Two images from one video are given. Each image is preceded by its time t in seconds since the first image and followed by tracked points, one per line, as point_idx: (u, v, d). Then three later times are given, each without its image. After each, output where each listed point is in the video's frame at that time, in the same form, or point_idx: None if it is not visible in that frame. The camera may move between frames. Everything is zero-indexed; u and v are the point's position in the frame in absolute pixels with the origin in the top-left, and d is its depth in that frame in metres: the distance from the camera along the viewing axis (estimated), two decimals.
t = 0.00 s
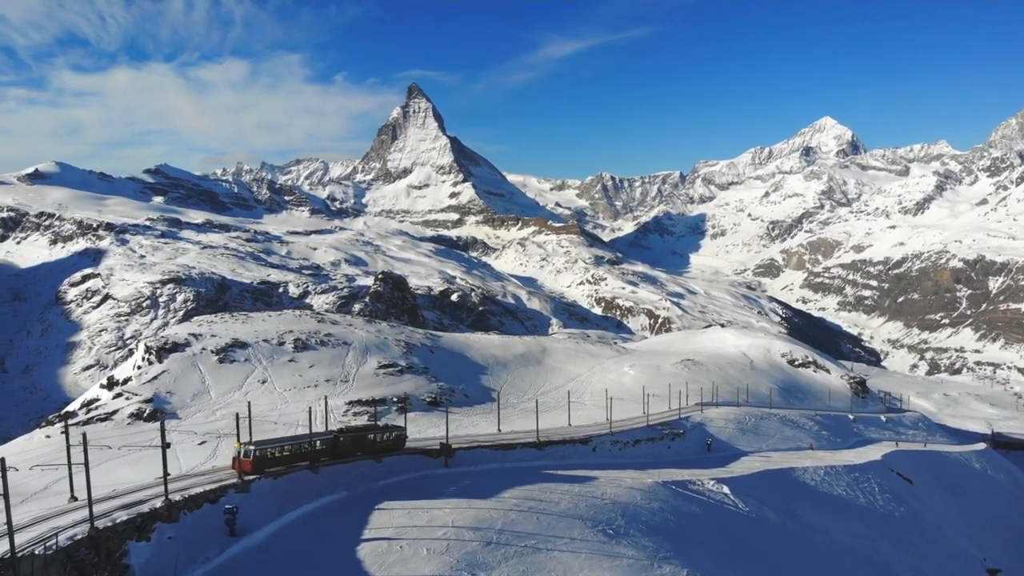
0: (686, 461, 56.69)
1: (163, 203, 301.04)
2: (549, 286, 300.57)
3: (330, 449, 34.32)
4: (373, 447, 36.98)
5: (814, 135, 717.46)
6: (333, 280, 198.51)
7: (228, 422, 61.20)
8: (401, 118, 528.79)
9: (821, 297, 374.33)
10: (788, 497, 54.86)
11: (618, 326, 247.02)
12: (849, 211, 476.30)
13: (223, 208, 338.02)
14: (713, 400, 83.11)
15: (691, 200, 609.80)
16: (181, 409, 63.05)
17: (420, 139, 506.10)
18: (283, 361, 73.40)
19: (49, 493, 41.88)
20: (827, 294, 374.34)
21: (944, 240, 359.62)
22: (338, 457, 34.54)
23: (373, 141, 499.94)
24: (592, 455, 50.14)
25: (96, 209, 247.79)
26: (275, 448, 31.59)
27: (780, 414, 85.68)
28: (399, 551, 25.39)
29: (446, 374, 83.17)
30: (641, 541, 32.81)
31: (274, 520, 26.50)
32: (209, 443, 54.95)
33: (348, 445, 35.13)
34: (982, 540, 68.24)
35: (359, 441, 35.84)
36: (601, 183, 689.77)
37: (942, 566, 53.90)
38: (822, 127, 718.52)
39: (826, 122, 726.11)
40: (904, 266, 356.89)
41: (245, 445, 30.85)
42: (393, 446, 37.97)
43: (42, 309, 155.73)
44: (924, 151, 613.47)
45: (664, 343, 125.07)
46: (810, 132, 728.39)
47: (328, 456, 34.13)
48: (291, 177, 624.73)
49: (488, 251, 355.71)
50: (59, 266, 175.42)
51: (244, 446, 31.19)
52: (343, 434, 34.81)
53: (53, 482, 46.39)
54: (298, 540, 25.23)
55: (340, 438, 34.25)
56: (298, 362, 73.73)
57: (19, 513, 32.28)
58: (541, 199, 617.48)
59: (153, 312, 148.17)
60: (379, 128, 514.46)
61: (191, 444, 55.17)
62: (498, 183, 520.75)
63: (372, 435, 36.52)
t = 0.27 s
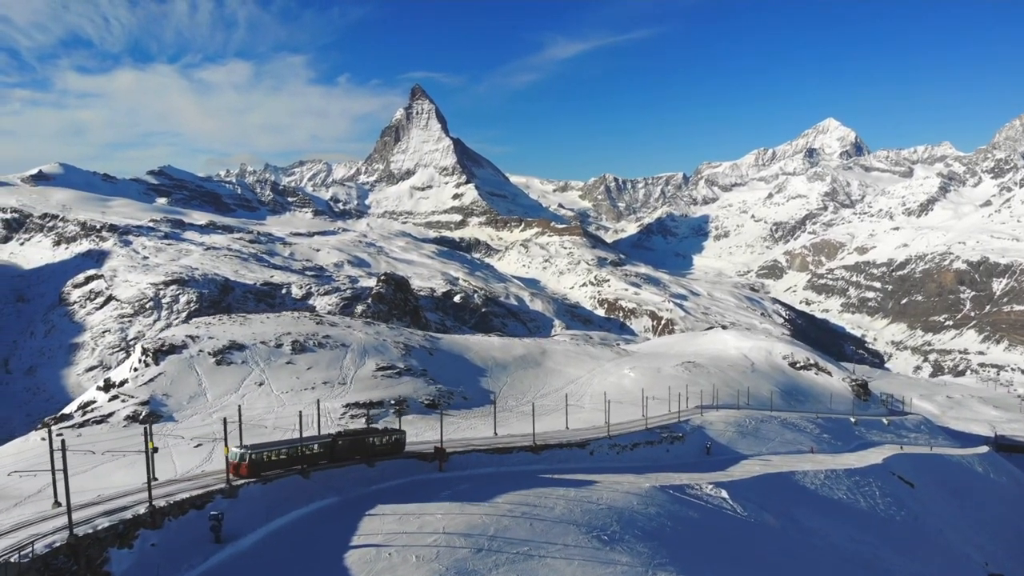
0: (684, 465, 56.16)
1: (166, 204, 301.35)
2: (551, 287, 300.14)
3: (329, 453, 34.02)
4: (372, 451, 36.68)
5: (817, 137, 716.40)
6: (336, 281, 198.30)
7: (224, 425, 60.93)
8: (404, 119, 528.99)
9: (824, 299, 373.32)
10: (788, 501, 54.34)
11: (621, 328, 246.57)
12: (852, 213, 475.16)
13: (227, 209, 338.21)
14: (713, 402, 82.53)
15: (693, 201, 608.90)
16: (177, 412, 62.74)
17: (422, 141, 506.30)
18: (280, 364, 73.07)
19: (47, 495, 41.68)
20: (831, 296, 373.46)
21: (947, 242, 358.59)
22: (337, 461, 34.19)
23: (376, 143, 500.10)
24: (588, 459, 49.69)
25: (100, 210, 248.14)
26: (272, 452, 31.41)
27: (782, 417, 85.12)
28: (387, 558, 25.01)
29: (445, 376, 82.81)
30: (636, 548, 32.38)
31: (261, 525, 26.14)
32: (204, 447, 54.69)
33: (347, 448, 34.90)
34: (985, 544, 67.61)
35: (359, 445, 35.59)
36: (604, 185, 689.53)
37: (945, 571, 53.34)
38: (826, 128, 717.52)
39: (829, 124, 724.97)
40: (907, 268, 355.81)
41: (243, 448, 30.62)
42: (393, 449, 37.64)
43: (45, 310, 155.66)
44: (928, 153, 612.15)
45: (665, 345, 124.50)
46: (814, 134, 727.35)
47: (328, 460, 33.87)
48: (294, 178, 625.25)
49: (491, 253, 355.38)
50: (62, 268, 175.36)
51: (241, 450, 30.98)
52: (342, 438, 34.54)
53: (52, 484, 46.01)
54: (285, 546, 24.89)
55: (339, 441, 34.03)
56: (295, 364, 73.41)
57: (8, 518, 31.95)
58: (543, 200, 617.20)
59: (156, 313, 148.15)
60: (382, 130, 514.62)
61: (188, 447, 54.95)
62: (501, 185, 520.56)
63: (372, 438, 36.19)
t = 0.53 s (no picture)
0: (681, 469, 55.72)
1: (168, 205, 301.26)
2: (553, 289, 299.70)
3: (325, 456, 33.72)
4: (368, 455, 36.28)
5: (819, 139, 715.68)
6: (337, 282, 198.11)
7: (219, 428, 60.65)
8: (407, 121, 529.04)
9: (826, 301, 372.47)
10: (785, 506, 53.91)
11: (622, 330, 246.17)
12: (855, 215, 474.27)
13: (228, 211, 338.09)
14: (711, 405, 82.05)
15: (695, 203, 608.27)
16: (171, 415, 62.44)
17: (424, 143, 506.25)
18: (276, 366, 72.74)
19: (41, 496, 41.37)
20: (833, 298, 372.59)
21: (950, 244, 357.78)
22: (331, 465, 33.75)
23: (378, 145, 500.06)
24: (584, 463, 49.23)
25: (102, 211, 248.06)
26: (267, 454, 31.23)
27: (781, 420, 84.64)
28: (373, 567, 24.67)
29: (442, 379, 82.40)
30: (628, 554, 31.99)
31: (246, 532, 25.82)
32: (198, 450, 54.45)
33: (344, 451, 34.62)
34: (985, 548, 67.10)
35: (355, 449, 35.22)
36: (606, 186, 689.21)
37: None
38: (828, 130, 716.86)
39: (831, 126, 724.29)
40: (910, 269, 354.96)
41: (236, 451, 30.40)
42: (388, 454, 37.24)
43: (47, 312, 155.44)
44: (930, 155, 611.31)
45: (664, 347, 123.94)
46: (816, 136, 726.75)
47: (323, 463, 33.57)
48: (296, 180, 625.40)
49: (493, 254, 354.99)
50: (64, 269, 175.13)
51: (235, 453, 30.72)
52: (340, 440, 34.28)
53: (51, 487, 45.49)
54: (269, 553, 24.57)
55: (336, 444, 33.77)
56: (291, 366, 73.09)
57: None
58: (545, 202, 616.95)
59: (157, 315, 147.93)
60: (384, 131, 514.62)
61: (182, 450, 54.71)
62: (503, 186, 520.34)
63: (369, 442, 35.82)
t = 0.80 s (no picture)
0: (678, 471, 55.37)
1: (171, 206, 301.34)
2: (555, 290, 299.35)
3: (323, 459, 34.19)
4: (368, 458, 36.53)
5: (822, 140, 714.87)
6: (339, 283, 197.93)
7: (215, 430, 60.43)
8: (409, 122, 529.08)
9: (828, 302, 371.77)
10: (784, 510, 53.51)
11: (624, 331, 245.85)
12: (857, 215, 473.37)
13: (231, 211, 337.97)
14: (710, 407, 81.66)
15: (697, 204, 607.60)
16: (167, 416, 62.26)
17: (426, 144, 506.18)
18: (273, 368, 72.50)
19: (37, 498, 41.20)
20: (835, 299, 372.04)
21: (952, 245, 357.13)
22: (327, 468, 34.04)
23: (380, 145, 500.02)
24: (580, 466, 48.89)
25: (104, 212, 248.20)
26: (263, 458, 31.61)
27: (780, 422, 84.32)
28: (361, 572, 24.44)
29: (440, 381, 82.11)
30: (622, 559, 31.66)
31: (233, 537, 25.57)
32: (193, 452, 54.25)
33: (341, 454, 34.82)
34: (984, 552, 66.73)
35: (353, 451, 35.46)
36: (608, 187, 688.90)
37: None
38: (830, 131, 716.29)
39: (834, 127, 723.55)
40: (912, 271, 354.29)
41: (232, 454, 30.79)
42: (386, 456, 37.44)
43: (49, 312, 155.23)
44: (932, 156, 610.29)
45: (664, 349, 123.52)
46: (818, 136, 726.14)
47: (322, 465, 34.05)
48: (298, 181, 625.57)
49: (494, 255, 354.56)
50: (66, 270, 174.86)
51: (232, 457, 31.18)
52: (336, 443, 34.56)
53: (48, 488, 45.25)
54: (256, 558, 24.28)
55: (333, 447, 34.13)
56: (288, 368, 72.82)
57: None
58: (547, 203, 616.84)
59: (159, 316, 147.72)
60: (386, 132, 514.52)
61: (177, 453, 54.47)
62: (505, 187, 520.16)
63: (367, 445, 36.06)
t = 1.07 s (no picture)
0: (681, 475, 54.83)
1: (180, 207, 302.47)
2: (562, 290, 299.02)
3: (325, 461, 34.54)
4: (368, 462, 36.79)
5: (830, 140, 711.96)
6: (347, 284, 198.19)
7: (216, 431, 60.43)
8: (417, 123, 529.84)
9: (837, 303, 370.00)
10: (787, 514, 53.02)
11: (632, 332, 245.32)
12: (866, 217, 470.97)
13: (239, 212, 339.18)
14: (715, 410, 80.98)
15: (705, 205, 605.76)
16: (168, 417, 62.30)
17: (434, 145, 506.88)
18: (274, 369, 72.38)
19: (41, 499, 41.21)
20: (844, 301, 369.80)
21: (962, 246, 354.55)
22: (326, 470, 34.10)
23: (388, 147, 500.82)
24: (581, 469, 48.45)
25: (114, 213, 249.31)
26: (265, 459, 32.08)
27: (786, 425, 83.62)
28: None
29: (443, 382, 81.82)
30: (619, 565, 31.36)
31: (223, 541, 25.31)
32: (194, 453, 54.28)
33: (342, 456, 35.13)
34: (991, 557, 65.96)
35: (354, 455, 35.83)
36: (616, 188, 687.98)
37: None
38: (839, 132, 712.82)
39: (843, 127, 720.52)
40: (921, 272, 352.17)
41: (233, 456, 31.24)
42: (387, 458, 37.68)
43: (58, 313, 155.81)
44: (942, 157, 606.67)
45: (669, 351, 122.86)
46: (827, 137, 723.30)
47: (323, 468, 34.27)
48: (307, 182, 627.47)
49: (502, 256, 354.45)
50: (75, 270, 175.57)
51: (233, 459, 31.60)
52: (338, 446, 34.96)
53: (51, 489, 45.17)
54: (245, 562, 24.03)
55: (336, 449, 34.52)
56: (289, 369, 72.71)
57: None
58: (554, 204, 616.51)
59: (168, 316, 148.22)
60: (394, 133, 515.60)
61: (178, 454, 54.54)
62: (513, 188, 520.31)
63: (369, 447, 36.32)
